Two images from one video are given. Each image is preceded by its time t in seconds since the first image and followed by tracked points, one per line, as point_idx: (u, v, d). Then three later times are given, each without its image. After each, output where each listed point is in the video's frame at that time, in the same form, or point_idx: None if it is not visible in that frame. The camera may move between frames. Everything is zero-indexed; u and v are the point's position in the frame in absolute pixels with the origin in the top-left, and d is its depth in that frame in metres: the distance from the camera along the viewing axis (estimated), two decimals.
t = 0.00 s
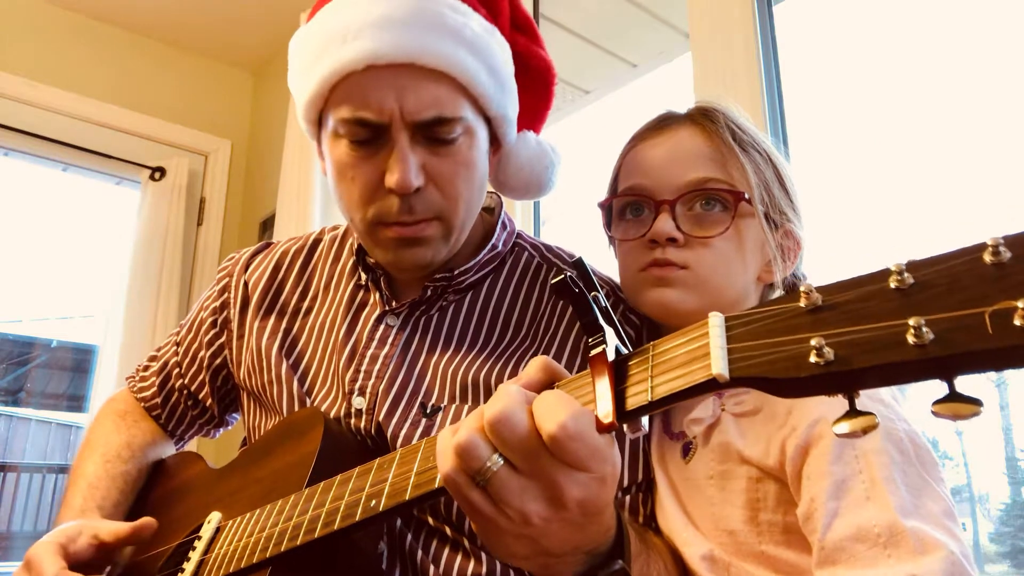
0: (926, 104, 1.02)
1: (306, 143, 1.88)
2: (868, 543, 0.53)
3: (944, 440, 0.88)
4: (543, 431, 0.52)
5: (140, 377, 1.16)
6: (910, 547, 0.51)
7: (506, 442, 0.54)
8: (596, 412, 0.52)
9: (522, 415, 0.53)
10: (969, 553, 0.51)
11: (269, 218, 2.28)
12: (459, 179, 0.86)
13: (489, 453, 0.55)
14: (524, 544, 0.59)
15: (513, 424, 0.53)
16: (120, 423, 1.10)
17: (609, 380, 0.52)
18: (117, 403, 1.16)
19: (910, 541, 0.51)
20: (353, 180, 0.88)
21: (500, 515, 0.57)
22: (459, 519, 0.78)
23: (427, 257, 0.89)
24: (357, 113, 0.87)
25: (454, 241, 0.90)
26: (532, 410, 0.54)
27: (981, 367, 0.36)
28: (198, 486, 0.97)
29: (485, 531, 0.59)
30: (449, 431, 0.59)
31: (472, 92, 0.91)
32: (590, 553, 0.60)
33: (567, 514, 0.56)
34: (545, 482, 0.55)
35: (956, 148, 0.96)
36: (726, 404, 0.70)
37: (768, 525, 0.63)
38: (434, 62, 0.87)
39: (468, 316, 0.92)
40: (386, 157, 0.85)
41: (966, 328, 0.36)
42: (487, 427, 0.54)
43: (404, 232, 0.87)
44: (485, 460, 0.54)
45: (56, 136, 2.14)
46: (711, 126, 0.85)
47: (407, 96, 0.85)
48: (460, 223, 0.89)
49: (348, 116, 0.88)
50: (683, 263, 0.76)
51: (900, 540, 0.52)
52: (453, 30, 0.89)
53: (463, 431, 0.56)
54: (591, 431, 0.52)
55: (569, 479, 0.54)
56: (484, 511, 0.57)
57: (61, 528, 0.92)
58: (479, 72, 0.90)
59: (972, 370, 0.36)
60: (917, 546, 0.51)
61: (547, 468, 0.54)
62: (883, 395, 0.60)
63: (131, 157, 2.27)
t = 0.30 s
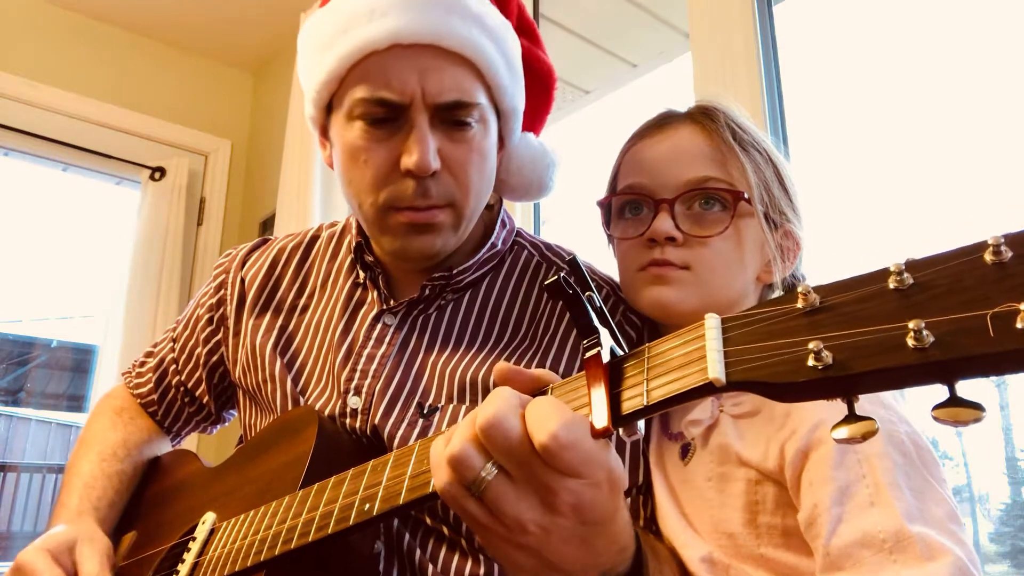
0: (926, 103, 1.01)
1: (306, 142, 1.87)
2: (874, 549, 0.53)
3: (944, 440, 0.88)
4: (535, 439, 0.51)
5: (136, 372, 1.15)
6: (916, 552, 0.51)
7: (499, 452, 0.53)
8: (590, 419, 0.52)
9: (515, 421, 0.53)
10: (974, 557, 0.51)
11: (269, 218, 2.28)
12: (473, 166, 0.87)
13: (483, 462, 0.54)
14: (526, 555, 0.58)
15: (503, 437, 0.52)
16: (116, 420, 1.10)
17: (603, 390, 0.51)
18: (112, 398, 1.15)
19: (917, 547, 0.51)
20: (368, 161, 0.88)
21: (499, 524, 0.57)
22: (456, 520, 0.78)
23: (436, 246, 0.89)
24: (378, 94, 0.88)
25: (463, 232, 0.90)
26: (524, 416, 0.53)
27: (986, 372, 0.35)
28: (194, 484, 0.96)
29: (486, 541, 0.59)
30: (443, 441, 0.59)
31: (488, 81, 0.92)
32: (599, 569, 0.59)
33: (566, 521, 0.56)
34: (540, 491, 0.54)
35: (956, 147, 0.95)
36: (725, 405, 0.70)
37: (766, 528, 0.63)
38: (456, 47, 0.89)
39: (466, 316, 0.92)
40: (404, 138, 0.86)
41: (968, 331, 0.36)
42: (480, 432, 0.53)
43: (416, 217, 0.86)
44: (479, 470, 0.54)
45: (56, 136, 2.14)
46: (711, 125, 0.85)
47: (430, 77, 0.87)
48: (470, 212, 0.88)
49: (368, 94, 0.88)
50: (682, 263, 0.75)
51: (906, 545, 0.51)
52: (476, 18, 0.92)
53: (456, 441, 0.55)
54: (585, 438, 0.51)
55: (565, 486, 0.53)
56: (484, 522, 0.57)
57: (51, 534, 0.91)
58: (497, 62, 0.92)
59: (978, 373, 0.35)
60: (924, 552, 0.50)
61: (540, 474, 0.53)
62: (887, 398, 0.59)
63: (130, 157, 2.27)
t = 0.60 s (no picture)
0: (926, 103, 1.01)
1: (306, 142, 1.87)
2: (887, 554, 0.52)
3: (944, 440, 0.88)
4: (534, 427, 0.51)
5: (137, 376, 1.16)
6: (929, 557, 0.51)
7: (499, 445, 0.53)
8: (589, 409, 0.52)
9: (514, 413, 0.53)
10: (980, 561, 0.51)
11: (269, 218, 2.28)
12: (476, 166, 0.87)
13: (483, 453, 0.54)
14: (523, 547, 0.59)
15: (504, 428, 0.53)
16: (119, 423, 1.10)
17: (601, 377, 0.52)
18: (116, 402, 1.15)
19: (932, 552, 0.50)
20: (372, 161, 0.87)
21: (497, 517, 0.57)
22: (456, 520, 0.79)
23: (438, 246, 0.89)
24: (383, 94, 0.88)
25: (466, 230, 0.90)
26: (525, 407, 0.54)
27: (976, 359, 0.36)
28: (196, 486, 0.97)
29: (483, 533, 0.59)
30: (443, 433, 0.59)
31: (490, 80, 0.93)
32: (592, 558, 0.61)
33: (563, 511, 0.56)
34: (539, 481, 0.54)
35: (956, 147, 0.96)
36: (720, 405, 0.71)
37: (763, 530, 0.63)
38: (460, 49, 0.90)
39: (466, 318, 0.92)
40: (408, 137, 0.86)
41: (958, 321, 0.36)
42: (480, 424, 0.54)
43: (421, 215, 0.86)
44: (479, 461, 0.54)
45: (55, 136, 2.14)
46: (707, 126, 0.85)
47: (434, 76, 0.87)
48: (473, 212, 0.88)
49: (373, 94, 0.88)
50: (677, 264, 0.76)
51: (921, 550, 0.51)
52: (478, 18, 0.92)
53: (457, 433, 0.55)
54: (584, 428, 0.52)
55: (563, 476, 0.54)
56: (481, 514, 0.57)
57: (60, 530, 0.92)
58: (499, 62, 0.93)
59: (967, 362, 0.36)
60: (939, 556, 0.50)
61: (540, 465, 0.53)
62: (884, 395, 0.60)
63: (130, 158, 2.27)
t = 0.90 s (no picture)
0: (926, 105, 1.02)
1: (307, 143, 1.88)
2: (918, 548, 0.52)
3: (944, 440, 0.89)
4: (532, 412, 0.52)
5: (144, 385, 1.16)
6: (960, 553, 0.51)
7: (498, 428, 0.54)
8: (583, 391, 0.53)
9: (513, 399, 0.54)
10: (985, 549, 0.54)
11: (269, 218, 2.28)
12: (458, 151, 0.89)
13: (482, 436, 0.55)
14: (518, 528, 0.59)
15: (503, 409, 0.53)
16: (126, 432, 1.11)
17: (594, 356, 0.53)
18: (123, 411, 1.16)
19: (964, 545, 0.52)
20: (359, 152, 0.90)
21: (495, 499, 0.57)
22: (457, 517, 0.79)
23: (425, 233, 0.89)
24: (364, 86, 0.92)
25: (454, 221, 0.90)
26: (523, 393, 0.55)
27: (956, 335, 0.36)
28: (201, 491, 0.98)
29: (479, 513, 0.59)
30: (444, 417, 0.60)
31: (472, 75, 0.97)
32: (584, 543, 0.61)
33: (559, 494, 0.57)
34: (535, 463, 0.55)
35: (956, 147, 0.96)
36: (718, 407, 0.72)
37: (763, 532, 0.64)
38: (437, 38, 0.95)
39: (466, 320, 0.93)
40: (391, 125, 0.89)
41: (934, 298, 0.37)
42: (480, 410, 0.54)
43: (405, 201, 0.87)
44: (478, 443, 0.55)
45: (56, 136, 2.15)
46: (706, 129, 0.86)
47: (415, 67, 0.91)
48: (459, 199, 0.89)
49: (358, 88, 0.93)
50: (677, 267, 0.76)
51: (952, 543, 0.52)
52: (457, 14, 0.97)
53: (456, 416, 0.56)
54: (579, 412, 0.53)
55: (559, 459, 0.55)
56: (479, 495, 0.57)
57: (64, 536, 0.93)
58: (480, 59, 0.98)
59: (948, 336, 0.37)
60: (970, 548, 0.51)
61: (537, 449, 0.54)
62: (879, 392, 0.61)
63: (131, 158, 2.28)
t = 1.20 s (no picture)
0: (925, 104, 1.02)
1: (307, 142, 1.88)
2: (934, 542, 0.53)
3: (945, 440, 0.89)
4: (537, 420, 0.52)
5: (142, 382, 1.16)
6: (977, 545, 0.52)
7: (501, 435, 0.54)
8: (587, 400, 0.53)
9: (517, 405, 0.54)
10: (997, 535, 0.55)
11: (269, 218, 2.28)
12: (441, 132, 0.91)
13: (484, 442, 0.55)
14: (516, 531, 0.59)
15: (508, 416, 0.53)
16: (125, 429, 1.11)
17: (598, 363, 0.53)
18: (120, 408, 1.16)
19: (979, 538, 0.52)
20: (347, 135, 0.93)
21: (495, 503, 0.57)
22: (456, 517, 0.80)
23: (412, 214, 0.90)
24: (351, 67, 0.95)
25: (440, 202, 0.91)
26: (527, 400, 0.54)
27: (963, 348, 0.37)
28: (200, 486, 0.98)
29: (478, 517, 0.59)
30: (446, 420, 0.59)
31: (459, 58, 1.00)
32: (579, 542, 0.61)
33: (558, 498, 0.57)
34: (538, 469, 0.55)
35: (956, 148, 0.96)
36: (717, 408, 0.72)
37: (764, 533, 0.64)
38: (424, 23, 0.98)
39: (466, 318, 0.93)
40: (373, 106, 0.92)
41: (942, 314, 0.37)
42: (483, 417, 0.54)
43: (389, 180, 0.88)
44: (481, 450, 0.55)
45: (56, 136, 2.15)
46: (703, 130, 0.86)
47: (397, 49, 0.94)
48: (445, 181, 0.91)
49: (344, 73, 0.96)
50: (674, 268, 0.76)
51: (968, 536, 0.52)
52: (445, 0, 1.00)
53: (458, 422, 0.56)
54: (583, 420, 0.52)
55: (562, 466, 0.55)
56: (480, 500, 0.57)
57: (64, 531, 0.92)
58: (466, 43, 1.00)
59: (954, 350, 0.37)
60: (985, 541, 0.52)
61: (540, 456, 0.54)
62: (877, 393, 0.62)
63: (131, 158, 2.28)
